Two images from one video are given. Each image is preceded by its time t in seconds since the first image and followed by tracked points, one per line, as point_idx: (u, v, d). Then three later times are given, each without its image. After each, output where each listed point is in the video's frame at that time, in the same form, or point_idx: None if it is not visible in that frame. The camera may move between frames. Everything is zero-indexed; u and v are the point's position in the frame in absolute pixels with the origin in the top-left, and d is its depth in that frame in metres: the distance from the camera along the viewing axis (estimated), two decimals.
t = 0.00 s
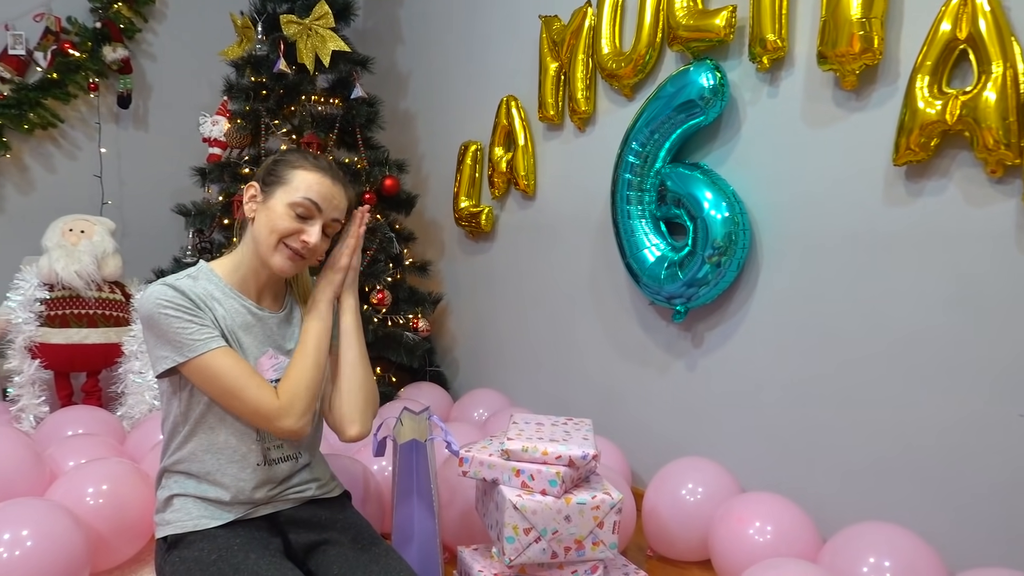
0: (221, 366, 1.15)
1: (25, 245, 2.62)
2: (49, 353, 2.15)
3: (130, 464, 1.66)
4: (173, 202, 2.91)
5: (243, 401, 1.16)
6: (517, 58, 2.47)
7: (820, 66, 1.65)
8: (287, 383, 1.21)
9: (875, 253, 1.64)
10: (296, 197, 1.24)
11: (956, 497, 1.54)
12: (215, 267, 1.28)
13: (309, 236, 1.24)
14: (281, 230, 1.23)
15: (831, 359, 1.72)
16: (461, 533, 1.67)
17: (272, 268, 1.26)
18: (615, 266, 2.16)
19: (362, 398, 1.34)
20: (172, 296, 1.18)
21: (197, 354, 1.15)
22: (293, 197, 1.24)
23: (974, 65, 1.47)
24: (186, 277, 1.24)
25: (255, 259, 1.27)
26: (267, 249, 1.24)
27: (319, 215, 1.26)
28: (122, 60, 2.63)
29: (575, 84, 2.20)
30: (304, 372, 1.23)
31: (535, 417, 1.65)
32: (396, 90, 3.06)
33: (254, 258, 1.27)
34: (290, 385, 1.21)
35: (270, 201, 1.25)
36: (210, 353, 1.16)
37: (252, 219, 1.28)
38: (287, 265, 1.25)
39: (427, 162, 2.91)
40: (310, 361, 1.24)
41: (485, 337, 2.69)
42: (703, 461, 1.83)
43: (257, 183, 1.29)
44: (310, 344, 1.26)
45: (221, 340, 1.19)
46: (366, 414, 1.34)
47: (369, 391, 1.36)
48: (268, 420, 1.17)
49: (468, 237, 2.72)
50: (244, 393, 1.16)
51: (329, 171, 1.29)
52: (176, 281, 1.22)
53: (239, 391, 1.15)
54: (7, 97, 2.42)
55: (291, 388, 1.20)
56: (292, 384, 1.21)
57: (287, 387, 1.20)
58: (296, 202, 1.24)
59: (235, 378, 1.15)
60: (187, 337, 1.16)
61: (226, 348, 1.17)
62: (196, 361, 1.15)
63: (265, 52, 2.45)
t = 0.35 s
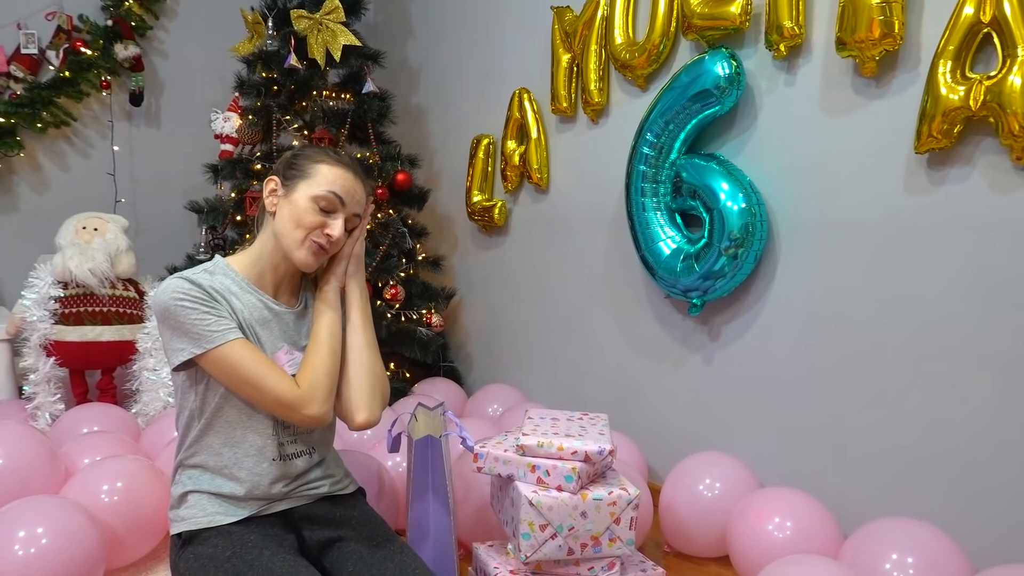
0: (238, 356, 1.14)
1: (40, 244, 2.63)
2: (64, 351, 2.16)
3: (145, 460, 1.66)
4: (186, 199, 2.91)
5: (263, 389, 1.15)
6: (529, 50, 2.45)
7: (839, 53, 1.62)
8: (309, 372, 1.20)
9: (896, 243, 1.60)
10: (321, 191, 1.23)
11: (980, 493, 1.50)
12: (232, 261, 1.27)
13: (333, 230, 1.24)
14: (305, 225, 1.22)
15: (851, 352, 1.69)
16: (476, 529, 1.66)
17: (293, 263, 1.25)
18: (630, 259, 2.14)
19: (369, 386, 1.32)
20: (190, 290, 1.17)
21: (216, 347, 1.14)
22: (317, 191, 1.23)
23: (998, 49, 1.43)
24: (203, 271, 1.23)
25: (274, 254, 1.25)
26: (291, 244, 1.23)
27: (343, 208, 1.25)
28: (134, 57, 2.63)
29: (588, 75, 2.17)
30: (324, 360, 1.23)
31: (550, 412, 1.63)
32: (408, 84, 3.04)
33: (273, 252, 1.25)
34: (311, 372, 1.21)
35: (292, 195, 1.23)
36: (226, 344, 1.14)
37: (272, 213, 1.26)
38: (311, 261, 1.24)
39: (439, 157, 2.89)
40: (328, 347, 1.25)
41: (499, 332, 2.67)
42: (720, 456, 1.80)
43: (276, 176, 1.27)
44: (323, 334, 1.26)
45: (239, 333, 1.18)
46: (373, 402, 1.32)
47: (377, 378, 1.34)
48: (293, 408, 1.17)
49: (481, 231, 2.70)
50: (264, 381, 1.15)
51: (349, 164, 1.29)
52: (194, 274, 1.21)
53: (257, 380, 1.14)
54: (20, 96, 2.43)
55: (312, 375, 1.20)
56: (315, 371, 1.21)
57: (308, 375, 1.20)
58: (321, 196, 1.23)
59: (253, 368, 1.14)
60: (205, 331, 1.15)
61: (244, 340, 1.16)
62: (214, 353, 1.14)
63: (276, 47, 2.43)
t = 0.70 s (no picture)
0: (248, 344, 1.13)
1: (50, 240, 2.64)
2: (75, 346, 2.16)
3: (156, 455, 1.66)
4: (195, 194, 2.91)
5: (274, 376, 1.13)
6: (537, 42, 2.43)
7: (852, 41, 1.59)
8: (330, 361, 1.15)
9: (911, 234, 1.58)
10: (302, 174, 1.21)
11: (997, 485, 1.48)
12: (238, 257, 1.27)
13: (323, 209, 1.22)
14: (294, 210, 1.21)
15: (865, 344, 1.67)
16: (487, 523, 1.65)
17: (295, 254, 1.23)
18: (640, 251, 2.12)
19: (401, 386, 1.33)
20: (199, 284, 1.17)
21: (226, 339, 1.13)
22: (298, 174, 1.22)
23: (1016, 35, 1.40)
24: (213, 267, 1.23)
25: (274, 248, 1.24)
26: (286, 234, 1.21)
27: (328, 186, 1.23)
28: (142, 53, 2.62)
29: (597, 67, 2.15)
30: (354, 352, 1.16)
31: (560, 406, 1.63)
32: (415, 78, 3.02)
33: (273, 247, 1.24)
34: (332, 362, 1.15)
35: (277, 185, 1.23)
36: (237, 336, 1.13)
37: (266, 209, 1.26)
38: (310, 246, 1.22)
39: (447, 150, 2.88)
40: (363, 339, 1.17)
41: (509, 326, 2.66)
42: (732, 450, 1.79)
43: (262, 174, 1.27)
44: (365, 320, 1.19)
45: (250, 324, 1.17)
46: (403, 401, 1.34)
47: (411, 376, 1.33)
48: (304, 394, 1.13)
49: (490, 225, 2.69)
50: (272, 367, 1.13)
51: (327, 141, 1.27)
52: (204, 270, 1.21)
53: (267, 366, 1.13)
54: (30, 93, 2.44)
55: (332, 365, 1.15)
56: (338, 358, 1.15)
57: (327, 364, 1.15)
58: (303, 179, 1.21)
59: (264, 355, 1.13)
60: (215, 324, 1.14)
61: (256, 330, 1.15)
62: (224, 345, 1.14)
63: (283, 42, 2.43)
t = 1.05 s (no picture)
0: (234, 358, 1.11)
1: (60, 237, 2.65)
2: (85, 342, 2.17)
3: (166, 450, 1.66)
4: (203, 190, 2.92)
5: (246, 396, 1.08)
6: (545, 34, 2.42)
7: (864, 29, 1.57)
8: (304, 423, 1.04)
9: (924, 223, 1.56)
10: (274, 168, 1.19)
11: (1012, 477, 1.46)
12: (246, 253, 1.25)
13: (304, 198, 1.19)
14: (277, 207, 1.19)
15: (878, 335, 1.65)
16: (498, 517, 1.65)
17: (290, 249, 1.22)
18: (649, 243, 2.11)
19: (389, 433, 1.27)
20: (201, 284, 1.16)
21: (221, 347, 1.11)
22: (272, 169, 1.20)
23: None
24: (217, 264, 1.21)
25: (270, 246, 1.23)
26: (276, 232, 1.20)
27: (302, 172, 1.20)
28: (150, 49, 2.63)
29: (605, 58, 2.14)
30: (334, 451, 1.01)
31: (570, 399, 1.62)
32: (422, 71, 3.01)
33: (270, 247, 1.23)
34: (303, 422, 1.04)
35: (258, 186, 1.22)
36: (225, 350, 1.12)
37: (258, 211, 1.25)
38: (301, 237, 1.20)
39: (454, 145, 2.87)
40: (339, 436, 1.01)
41: (517, 320, 2.65)
42: (743, 442, 1.78)
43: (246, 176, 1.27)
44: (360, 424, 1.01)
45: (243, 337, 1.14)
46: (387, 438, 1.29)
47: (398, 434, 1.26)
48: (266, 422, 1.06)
49: (498, 218, 2.68)
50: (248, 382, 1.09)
51: (294, 127, 1.24)
52: (207, 268, 1.20)
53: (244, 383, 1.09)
54: (38, 90, 2.44)
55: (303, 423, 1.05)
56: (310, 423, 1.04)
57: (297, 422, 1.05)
58: (277, 174, 1.20)
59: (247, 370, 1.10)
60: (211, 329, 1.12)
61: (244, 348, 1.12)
62: (218, 354, 1.12)
63: (290, 36, 2.42)
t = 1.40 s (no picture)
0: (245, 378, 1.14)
1: (82, 239, 2.67)
2: (105, 343, 2.18)
3: (186, 451, 1.66)
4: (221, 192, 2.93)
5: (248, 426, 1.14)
6: (562, 32, 2.40)
7: (889, 20, 1.54)
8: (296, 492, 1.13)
9: (952, 218, 1.53)
10: (281, 167, 1.18)
11: None
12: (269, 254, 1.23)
13: (315, 190, 1.17)
14: (291, 204, 1.18)
15: (905, 334, 1.62)
16: (518, 519, 1.64)
17: (312, 246, 1.20)
18: (669, 242, 2.09)
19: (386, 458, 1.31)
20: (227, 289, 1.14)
21: (233, 361, 1.13)
22: (280, 168, 1.19)
23: None
24: (242, 265, 1.19)
25: (292, 246, 1.21)
26: (297, 232, 1.19)
27: (309, 165, 1.19)
28: (168, 52, 2.64)
29: (623, 55, 2.11)
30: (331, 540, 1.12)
31: (591, 399, 1.60)
32: (438, 71, 3.00)
33: (292, 247, 1.21)
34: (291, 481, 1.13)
35: (271, 188, 1.21)
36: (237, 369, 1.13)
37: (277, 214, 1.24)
38: (321, 231, 1.18)
39: (471, 144, 2.86)
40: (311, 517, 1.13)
41: (536, 320, 2.64)
42: (767, 443, 1.75)
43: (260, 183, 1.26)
44: (342, 539, 1.12)
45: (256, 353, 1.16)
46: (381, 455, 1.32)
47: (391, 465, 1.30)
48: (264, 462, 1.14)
49: (515, 218, 2.67)
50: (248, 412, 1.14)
51: (293, 122, 1.22)
52: (232, 270, 1.18)
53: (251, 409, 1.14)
54: (59, 94, 2.46)
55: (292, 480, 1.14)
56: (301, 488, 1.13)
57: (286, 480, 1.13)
58: (286, 172, 1.18)
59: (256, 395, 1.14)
60: (231, 342, 1.13)
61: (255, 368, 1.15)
62: (228, 368, 1.13)
63: (306, 37, 2.42)
